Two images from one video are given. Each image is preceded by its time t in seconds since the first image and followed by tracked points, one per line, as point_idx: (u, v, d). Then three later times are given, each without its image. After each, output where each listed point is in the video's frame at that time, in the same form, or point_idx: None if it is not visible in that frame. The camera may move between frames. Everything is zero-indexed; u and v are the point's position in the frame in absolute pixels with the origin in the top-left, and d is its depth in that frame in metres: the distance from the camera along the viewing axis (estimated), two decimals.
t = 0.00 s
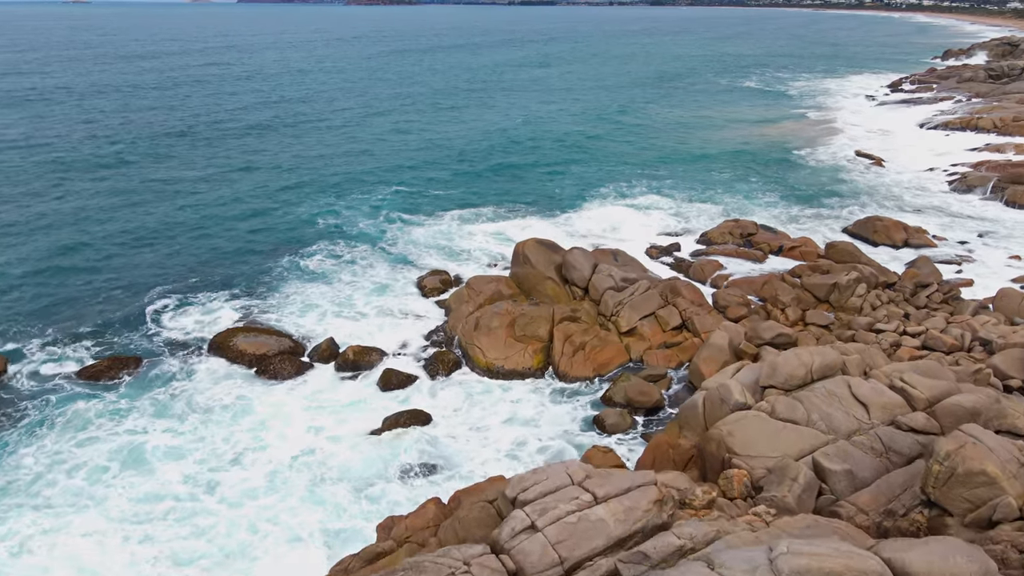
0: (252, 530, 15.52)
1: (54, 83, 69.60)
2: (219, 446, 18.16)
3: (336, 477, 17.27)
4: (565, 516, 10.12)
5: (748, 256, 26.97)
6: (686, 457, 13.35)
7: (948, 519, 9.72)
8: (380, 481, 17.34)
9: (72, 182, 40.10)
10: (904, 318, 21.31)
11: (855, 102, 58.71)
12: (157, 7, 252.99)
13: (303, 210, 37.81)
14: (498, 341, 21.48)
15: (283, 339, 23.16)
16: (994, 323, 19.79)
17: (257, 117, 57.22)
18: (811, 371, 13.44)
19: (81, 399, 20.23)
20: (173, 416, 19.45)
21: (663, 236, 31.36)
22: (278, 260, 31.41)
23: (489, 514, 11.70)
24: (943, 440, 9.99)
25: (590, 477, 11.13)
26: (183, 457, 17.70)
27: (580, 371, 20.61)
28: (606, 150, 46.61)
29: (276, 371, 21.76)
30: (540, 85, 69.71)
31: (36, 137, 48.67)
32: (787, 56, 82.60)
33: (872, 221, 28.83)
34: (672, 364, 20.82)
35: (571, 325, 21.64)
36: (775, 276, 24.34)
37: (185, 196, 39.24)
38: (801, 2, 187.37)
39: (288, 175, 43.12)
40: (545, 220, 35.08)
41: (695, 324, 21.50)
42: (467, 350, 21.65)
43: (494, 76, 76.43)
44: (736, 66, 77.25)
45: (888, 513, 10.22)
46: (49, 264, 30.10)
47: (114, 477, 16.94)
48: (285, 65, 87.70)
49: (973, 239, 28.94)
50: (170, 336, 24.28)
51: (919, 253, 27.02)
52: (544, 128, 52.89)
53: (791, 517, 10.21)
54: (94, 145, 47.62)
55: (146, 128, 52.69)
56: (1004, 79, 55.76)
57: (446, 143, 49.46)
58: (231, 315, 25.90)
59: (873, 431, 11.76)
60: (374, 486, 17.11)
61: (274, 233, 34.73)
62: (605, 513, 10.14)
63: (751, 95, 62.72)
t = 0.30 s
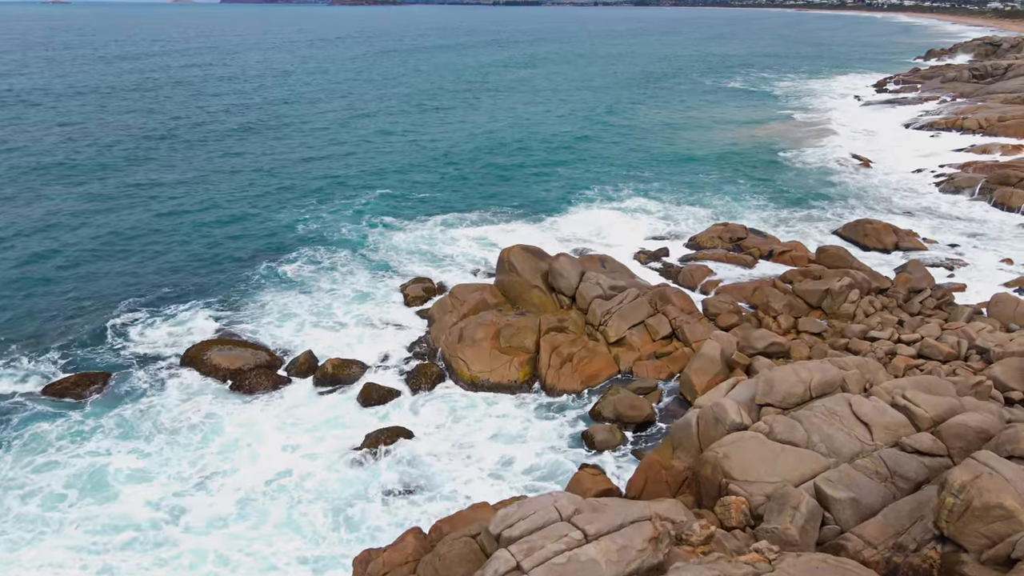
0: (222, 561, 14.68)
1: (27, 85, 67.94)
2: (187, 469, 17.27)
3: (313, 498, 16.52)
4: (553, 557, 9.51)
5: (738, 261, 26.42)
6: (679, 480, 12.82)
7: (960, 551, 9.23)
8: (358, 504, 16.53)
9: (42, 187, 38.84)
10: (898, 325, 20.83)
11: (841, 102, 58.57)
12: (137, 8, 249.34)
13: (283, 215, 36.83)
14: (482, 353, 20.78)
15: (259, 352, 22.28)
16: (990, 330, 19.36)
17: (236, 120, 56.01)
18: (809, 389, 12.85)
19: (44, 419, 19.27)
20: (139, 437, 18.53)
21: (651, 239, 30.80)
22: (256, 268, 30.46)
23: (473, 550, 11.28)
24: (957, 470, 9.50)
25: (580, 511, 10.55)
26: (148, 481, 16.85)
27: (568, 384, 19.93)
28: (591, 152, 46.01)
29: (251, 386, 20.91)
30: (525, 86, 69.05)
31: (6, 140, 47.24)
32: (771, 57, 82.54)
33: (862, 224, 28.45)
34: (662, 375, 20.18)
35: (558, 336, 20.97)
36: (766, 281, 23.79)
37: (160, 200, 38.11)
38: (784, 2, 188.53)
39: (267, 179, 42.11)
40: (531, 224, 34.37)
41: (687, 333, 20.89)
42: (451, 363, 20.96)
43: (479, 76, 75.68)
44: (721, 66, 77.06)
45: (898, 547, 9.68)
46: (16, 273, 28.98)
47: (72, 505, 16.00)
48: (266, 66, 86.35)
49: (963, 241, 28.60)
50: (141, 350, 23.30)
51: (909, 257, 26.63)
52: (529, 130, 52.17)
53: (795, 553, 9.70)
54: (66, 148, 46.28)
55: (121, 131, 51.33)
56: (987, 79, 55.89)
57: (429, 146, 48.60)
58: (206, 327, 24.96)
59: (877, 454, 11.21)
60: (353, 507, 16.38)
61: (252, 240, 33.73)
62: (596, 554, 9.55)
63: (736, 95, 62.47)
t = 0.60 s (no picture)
0: None
1: None
2: (152, 495, 16.36)
3: (288, 524, 15.70)
4: None
5: (727, 266, 25.87)
6: (673, 504, 12.21)
7: None
8: (337, 528, 15.75)
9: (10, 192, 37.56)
10: (892, 332, 20.36)
11: (826, 103, 58.45)
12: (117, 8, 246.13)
13: (261, 220, 35.79)
14: (465, 366, 20.03)
15: (233, 366, 21.32)
16: (985, 337, 18.91)
17: (215, 122, 54.76)
18: (808, 408, 12.29)
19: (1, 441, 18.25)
20: (102, 460, 17.57)
21: (638, 244, 30.19)
22: (232, 277, 29.48)
23: None
24: (975, 505, 8.85)
25: (569, 550, 10.14)
26: (110, 508, 15.94)
27: (555, 398, 19.23)
28: (577, 154, 45.39)
29: (224, 403, 19.98)
30: (509, 87, 68.36)
31: None
32: (756, 57, 82.49)
33: (852, 227, 28.03)
34: (652, 388, 19.51)
35: (545, 347, 20.25)
36: (757, 287, 23.23)
37: (134, 205, 36.99)
38: (767, 2, 189.59)
39: (245, 183, 41.06)
40: (516, 228, 33.65)
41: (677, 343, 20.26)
42: (434, 376, 20.20)
43: (464, 77, 74.87)
44: (706, 67, 76.84)
45: None
46: None
47: (26, 537, 15.05)
48: (246, 67, 84.99)
49: (953, 244, 28.26)
50: (109, 365, 22.27)
51: (900, 261, 26.23)
52: (514, 131, 51.50)
53: None
54: (37, 152, 44.91)
55: (95, 134, 49.99)
56: (970, 79, 56.01)
57: (412, 149, 47.75)
58: (178, 339, 24.00)
59: (882, 480, 10.60)
60: (331, 532, 15.60)
61: (229, 246, 32.70)
62: None
63: (722, 95, 62.19)
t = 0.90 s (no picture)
0: None
1: None
2: (112, 525, 15.42)
3: (260, 555, 14.86)
4: None
5: (715, 272, 25.33)
6: (665, 531, 11.55)
7: None
8: (314, 556, 14.94)
9: None
10: (884, 340, 19.88)
11: (809, 103, 58.37)
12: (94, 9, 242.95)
13: (237, 226, 34.76)
14: (447, 380, 19.27)
15: (205, 382, 20.31)
16: (980, 344, 18.46)
17: (190, 125, 53.45)
18: (806, 428, 11.72)
19: None
20: (59, 487, 16.59)
21: (624, 248, 29.54)
22: (206, 286, 28.44)
23: None
24: (993, 543, 8.27)
25: None
26: (66, 540, 15.02)
27: (541, 413, 18.52)
28: (561, 156, 44.74)
29: (194, 421, 19.04)
30: (493, 87, 67.60)
31: None
32: (739, 57, 82.45)
33: (841, 230, 27.64)
34: (641, 400, 18.85)
35: (530, 360, 19.53)
36: (746, 293, 22.66)
37: (104, 211, 35.77)
38: (748, 2, 190.73)
39: (221, 188, 39.95)
40: (499, 232, 32.90)
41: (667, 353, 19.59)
42: (415, 391, 19.43)
43: (447, 79, 74.03)
44: (689, 67, 76.63)
45: None
46: None
47: None
48: (225, 68, 83.58)
49: (941, 247, 27.94)
50: (72, 382, 21.23)
51: (889, 265, 25.82)
52: (496, 133, 50.74)
53: None
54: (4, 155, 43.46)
55: (66, 137, 48.57)
56: (952, 78, 56.12)
57: (393, 151, 46.85)
58: (147, 353, 22.98)
59: (889, 509, 10.01)
60: (308, 560, 14.80)
61: (203, 253, 31.66)
62: None
63: (706, 96, 61.92)
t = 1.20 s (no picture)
0: None
1: None
2: (68, 559, 14.53)
3: None
4: None
5: (703, 277, 24.80)
6: (658, 562, 10.91)
7: None
8: None
9: None
10: (876, 347, 19.44)
11: (791, 103, 58.28)
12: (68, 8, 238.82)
13: (211, 233, 33.67)
14: (427, 395, 18.51)
15: (173, 399, 19.37)
16: (974, 351, 18.08)
17: (164, 128, 52.11)
18: (805, 451, 11.11)
19: None
20: (12, 518, 15.67)
21: (610, 252, 28.94)
22: (178, 296, 27.40)
23: None
24: None
25: None
26: None
27: (525, 429, 17.81)
28: (544, 158, 44.09)
29: (160, 442, 18.13)
30: (475, 89, 66.81)
31: None
32: (721, 57, 82.35)
33: (828, 234, 27.28)
34: (629, 414, 18.21)
35: (514, 374, 18.82)
36: (735, 299, 22.14)
37: (72, 218, 34.53)
38: (728, 2, 191.68)
39: (195, 193, 38.80)
40: (482, 237, 32.15)
41: (656, 363, 18.98)
42: (394, 407, 18.65)
43: (429, 80, 73.14)
44: (672, 67, 76.40)
45: None
46: None
47: None
48: (202, 70, 82.00)
49: (928, 249, 27.67)
50: (32, 401, 20.13)
51: (877, 268, 25.47)
52: (478, 135, 49.98)
53: None
54: None
55: (34, 140, 47.06)
56: (933, 79, 56.28)
57: (373, 154, 45.93)
58: (113, 369, 21.99)
59: (895, 540, 9.45)
60: None
61: (175, 261, 30.57)
62: None
63: (689, 96, 61.67)
